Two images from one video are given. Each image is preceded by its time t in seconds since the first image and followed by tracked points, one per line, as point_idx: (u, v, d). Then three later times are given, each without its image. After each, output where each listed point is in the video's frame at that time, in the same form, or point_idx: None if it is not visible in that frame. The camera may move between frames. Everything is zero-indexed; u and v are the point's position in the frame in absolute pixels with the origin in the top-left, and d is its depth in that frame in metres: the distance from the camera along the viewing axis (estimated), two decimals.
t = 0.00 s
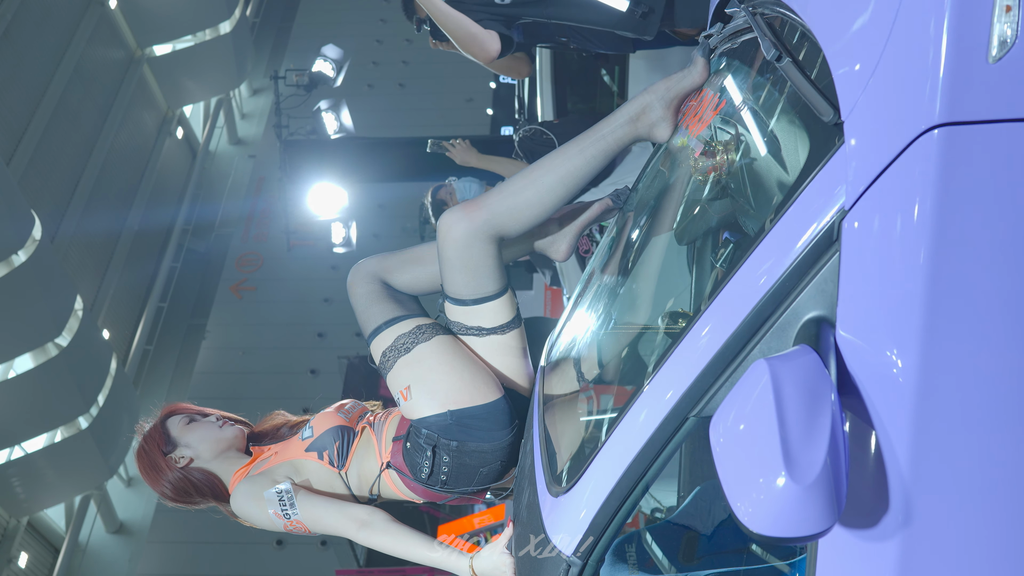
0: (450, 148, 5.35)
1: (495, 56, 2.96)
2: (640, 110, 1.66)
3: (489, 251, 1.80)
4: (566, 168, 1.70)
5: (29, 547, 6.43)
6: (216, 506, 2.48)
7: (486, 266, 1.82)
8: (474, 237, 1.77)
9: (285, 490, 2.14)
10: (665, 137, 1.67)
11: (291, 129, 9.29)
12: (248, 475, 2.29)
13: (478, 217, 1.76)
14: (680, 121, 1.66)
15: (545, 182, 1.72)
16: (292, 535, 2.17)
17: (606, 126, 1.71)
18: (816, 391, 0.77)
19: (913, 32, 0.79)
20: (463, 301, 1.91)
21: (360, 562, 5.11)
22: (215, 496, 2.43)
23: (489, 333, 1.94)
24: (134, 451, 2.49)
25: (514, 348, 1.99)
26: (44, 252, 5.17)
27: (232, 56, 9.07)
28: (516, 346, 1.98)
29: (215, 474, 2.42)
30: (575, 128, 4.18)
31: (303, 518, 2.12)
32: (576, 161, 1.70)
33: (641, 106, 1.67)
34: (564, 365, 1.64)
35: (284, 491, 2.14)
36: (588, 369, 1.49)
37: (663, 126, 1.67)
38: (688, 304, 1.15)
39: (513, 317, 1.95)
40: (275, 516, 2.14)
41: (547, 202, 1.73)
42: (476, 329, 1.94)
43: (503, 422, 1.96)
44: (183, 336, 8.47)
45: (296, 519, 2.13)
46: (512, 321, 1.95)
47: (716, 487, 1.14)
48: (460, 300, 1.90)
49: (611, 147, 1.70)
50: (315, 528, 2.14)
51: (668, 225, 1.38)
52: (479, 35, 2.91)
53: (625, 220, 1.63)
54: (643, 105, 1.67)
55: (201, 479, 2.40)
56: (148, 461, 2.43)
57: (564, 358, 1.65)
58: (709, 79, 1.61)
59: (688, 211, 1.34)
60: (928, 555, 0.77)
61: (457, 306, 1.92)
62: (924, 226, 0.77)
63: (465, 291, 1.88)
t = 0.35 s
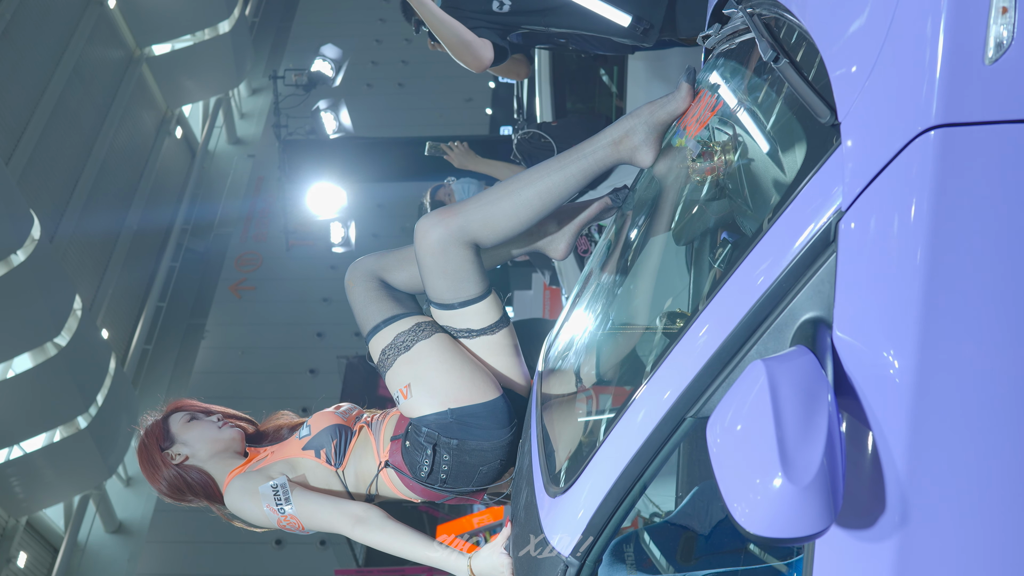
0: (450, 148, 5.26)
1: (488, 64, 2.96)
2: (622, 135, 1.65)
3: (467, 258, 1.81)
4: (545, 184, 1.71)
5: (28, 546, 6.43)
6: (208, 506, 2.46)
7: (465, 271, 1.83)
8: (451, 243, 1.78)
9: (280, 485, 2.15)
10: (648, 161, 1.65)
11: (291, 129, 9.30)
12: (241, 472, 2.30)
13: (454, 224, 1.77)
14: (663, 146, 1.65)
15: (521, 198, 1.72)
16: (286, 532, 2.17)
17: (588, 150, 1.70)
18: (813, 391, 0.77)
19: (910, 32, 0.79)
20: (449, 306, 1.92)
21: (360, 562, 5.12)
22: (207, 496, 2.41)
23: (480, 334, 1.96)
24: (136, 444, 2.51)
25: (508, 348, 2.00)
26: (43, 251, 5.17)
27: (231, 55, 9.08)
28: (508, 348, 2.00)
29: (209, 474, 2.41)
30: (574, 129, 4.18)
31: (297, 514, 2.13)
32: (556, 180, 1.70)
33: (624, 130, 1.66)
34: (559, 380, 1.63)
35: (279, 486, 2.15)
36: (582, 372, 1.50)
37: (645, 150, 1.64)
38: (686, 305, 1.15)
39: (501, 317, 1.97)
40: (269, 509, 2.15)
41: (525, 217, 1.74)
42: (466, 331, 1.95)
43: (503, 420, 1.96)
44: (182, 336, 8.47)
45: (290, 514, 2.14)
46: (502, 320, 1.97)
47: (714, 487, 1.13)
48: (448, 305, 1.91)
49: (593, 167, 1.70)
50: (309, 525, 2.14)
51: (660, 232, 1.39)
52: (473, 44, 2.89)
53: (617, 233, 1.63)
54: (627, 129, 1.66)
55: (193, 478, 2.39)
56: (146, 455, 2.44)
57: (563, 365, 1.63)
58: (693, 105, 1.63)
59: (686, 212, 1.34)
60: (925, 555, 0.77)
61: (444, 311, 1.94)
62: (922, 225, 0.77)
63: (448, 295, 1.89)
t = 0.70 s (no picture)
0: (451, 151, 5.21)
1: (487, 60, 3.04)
2: (629, 128, 1.64)
3: (474, 256, 1.81)
4: (552, 179, 1.72)
5: (29, 547, 6.44)
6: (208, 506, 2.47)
7: (471, 271, 1.83)
8: (457, 241, 1.79)
9: (280, 485, 2.17)
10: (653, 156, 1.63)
11: (292, 129, 9.31)
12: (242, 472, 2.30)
13: (462, 221, 1.77)
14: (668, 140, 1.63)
15: (530, 193, 1.73)
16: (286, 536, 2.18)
17: (595, 143, 1.70)
18: (814, 392, 0.77)
19: (913, 32, 0.79)
20: (454, 304, 1.92)
21: (361, 562, 5.13)
22: (207, 497, 2.41)
23: (486, 333, 1.96)
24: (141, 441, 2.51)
25: (514, 350, 2.01)
26: (44, 252, 5.17)
27: (231, 55, 9.08)
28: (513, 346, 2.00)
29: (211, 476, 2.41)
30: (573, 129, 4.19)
31: (297, 517, 2.14)
32: (563, 173, 1.71)
33: (632, 123, 1.65)
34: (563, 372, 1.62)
35: (279, 488, 2.17)
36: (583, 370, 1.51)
37: (651, 143, 1.63)
38: (687, 305, 1.15)
39: (507, 317, 1.96)
40: (268, 511, 2.16)
41: (532, 214, 1.74)
42: (473, 330, 1.95)
43: (512, 427, 1.98)
44: (182, 336, 8.47)
45: (289, 516, 2.15)
46: (508, 320, 1.97)
47: (715, 488, 1.13)
48: (453, 303, 1.91)
49: (598, 162, 1.70)
50: (308, 528, 2.15)
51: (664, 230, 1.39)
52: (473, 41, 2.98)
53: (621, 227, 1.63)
54: (632, 122, 1.65)
55: (194, 479, 2.39)
56: (149, 455, 2.45)
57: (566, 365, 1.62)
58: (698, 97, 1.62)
59: (688, 212, 1.34)
60: (926, 557, 0.77)
61: (449, 310, 1.93)
62: (923, 226, 0.77)
63: (454, 294, 1.89)
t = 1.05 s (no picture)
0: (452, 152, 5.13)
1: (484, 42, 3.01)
2: (650, 88, 1.59)
3: (505, 240, 1.79)
4: (581, 153, 1.68)
5: (29, 545, 6.45)
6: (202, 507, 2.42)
7: (502, 255, 1.81)
8: (490, 227, 1.77)
9: (277, 476, 2.18)
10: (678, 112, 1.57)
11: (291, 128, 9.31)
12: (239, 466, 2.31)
13: (496, 206, 1.75)
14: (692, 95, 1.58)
15: (560, 171, 1.69)
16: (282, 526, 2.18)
17: (621, 111, 1.66)
18: (815, 390, 0.77)
19: (913, 31, 0.79)
20: (478, 290, 1.91)
21: (361, 561, 5.15)
22: (202, 495, 2.37)
23: (503, 324, 1.95)
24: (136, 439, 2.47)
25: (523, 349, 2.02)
26: (44, 250, 5.17)
27: (231, 54, 9.07)
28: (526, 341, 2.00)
29: (208, 474, 2.37)
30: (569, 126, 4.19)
31: (296, 508, 2.14)
32: (591, 145, 1.67)
33: (652, 84, 1.60)
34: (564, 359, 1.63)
35: (277, 479, 2.18)
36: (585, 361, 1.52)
37: (674, 99, 1.57)
38: (687, 303, 1.15)
39: (524, 309, 1.96)
40: (265, 501, 2.17)
41: (566, 192, 1.70)
42: (490, 320, 1.95)
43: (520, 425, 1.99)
44: (182, 334, 8.48)
45: (286, 507, 2.15)
46: (523, 313, 1.96)
47: (715, 486, 1.13)
48: (476, 288, 1.89)
49: (623, 132, 1.65)
50: (306, 518, 2.15)
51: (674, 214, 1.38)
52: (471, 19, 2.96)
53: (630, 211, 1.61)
54: (654, 83, 1.60)
55: (191, 476, 2.34)
56: (144, 450, 2.40)
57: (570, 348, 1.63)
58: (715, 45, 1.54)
59: (688, 210, 1.34)
60: (926, 555, 0.77)
61: (471, 294, 1.92)
62: (923, 224, 0.77)
63: (481, 279, 1.87)
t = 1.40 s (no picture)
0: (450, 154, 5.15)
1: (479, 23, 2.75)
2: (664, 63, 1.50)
3: (537, 231, 1.72)
4: (606, 138, 1.59)
5: (29, 543, 6.46)
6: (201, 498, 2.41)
7: (533, 246, 1.75)
8: (524, 221, 1.71)
9: (283, 469, 2.18)
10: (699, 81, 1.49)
11: (291, 126, 9.31)
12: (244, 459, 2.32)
13: (531, 200, 1.70)
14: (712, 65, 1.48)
15: (592, 159, 1.60)
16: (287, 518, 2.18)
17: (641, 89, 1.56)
18: (815, 389, 0.77)
19: (913, 29, 0.79)
20: (504, 281, 1.86)
21: (360, 559, 5.16)
22: (203, 483, 2.35)
23: (515, 318, 1.90)
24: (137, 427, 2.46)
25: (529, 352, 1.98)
26: (44, 248, 5.16)
27: (231, 52, 9.06)
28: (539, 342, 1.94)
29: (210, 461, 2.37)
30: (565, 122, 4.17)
31: (301, 500, 2.14)
32: (617, 129, 1.58)
33: (667, 57, 1.50)
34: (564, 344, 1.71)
35: (282, 471, 2.18)
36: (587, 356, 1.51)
37: (692, 67, 1.48)
38: (687, 301, 1.16)
39: (542, 308, 1.90)
40: (270, 493, 2.17)
41: (601, 177, 1.62)
42: (504, 311, 1.90)
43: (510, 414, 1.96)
44: (182, 332, 8.48)
45: (291, 499, 2.15)
46: (539, 312, 1.90)
47: (715, 484, 1.10)
48: (504, 280, 1.84)
49: (649, 109, 1.56)
50: (310, 510, 2.15)
51: (668, 201, 1.41)
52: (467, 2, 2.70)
53: (630, 211, 1.58)
54: (667, 55, 1.50)
55: (192, 463, 2.34)
56: (146, 437, 2.40)
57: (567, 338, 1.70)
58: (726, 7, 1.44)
59: (688, 208, 1.34)
60: (925, 553, 0.77)
61: (496, 283, 1.87)
62: (923, 221, 0.77)
63: (506, 270, 1.82)
